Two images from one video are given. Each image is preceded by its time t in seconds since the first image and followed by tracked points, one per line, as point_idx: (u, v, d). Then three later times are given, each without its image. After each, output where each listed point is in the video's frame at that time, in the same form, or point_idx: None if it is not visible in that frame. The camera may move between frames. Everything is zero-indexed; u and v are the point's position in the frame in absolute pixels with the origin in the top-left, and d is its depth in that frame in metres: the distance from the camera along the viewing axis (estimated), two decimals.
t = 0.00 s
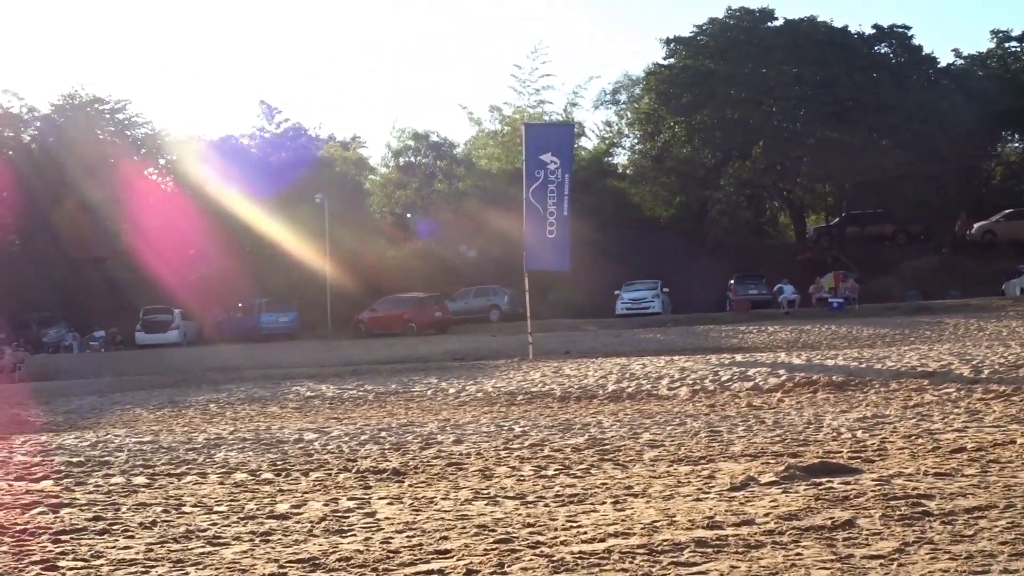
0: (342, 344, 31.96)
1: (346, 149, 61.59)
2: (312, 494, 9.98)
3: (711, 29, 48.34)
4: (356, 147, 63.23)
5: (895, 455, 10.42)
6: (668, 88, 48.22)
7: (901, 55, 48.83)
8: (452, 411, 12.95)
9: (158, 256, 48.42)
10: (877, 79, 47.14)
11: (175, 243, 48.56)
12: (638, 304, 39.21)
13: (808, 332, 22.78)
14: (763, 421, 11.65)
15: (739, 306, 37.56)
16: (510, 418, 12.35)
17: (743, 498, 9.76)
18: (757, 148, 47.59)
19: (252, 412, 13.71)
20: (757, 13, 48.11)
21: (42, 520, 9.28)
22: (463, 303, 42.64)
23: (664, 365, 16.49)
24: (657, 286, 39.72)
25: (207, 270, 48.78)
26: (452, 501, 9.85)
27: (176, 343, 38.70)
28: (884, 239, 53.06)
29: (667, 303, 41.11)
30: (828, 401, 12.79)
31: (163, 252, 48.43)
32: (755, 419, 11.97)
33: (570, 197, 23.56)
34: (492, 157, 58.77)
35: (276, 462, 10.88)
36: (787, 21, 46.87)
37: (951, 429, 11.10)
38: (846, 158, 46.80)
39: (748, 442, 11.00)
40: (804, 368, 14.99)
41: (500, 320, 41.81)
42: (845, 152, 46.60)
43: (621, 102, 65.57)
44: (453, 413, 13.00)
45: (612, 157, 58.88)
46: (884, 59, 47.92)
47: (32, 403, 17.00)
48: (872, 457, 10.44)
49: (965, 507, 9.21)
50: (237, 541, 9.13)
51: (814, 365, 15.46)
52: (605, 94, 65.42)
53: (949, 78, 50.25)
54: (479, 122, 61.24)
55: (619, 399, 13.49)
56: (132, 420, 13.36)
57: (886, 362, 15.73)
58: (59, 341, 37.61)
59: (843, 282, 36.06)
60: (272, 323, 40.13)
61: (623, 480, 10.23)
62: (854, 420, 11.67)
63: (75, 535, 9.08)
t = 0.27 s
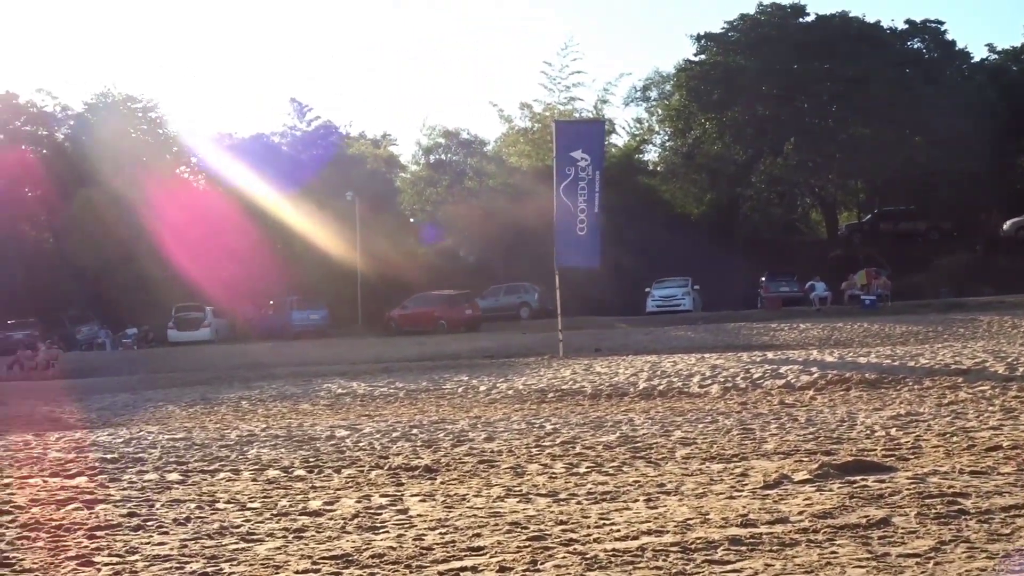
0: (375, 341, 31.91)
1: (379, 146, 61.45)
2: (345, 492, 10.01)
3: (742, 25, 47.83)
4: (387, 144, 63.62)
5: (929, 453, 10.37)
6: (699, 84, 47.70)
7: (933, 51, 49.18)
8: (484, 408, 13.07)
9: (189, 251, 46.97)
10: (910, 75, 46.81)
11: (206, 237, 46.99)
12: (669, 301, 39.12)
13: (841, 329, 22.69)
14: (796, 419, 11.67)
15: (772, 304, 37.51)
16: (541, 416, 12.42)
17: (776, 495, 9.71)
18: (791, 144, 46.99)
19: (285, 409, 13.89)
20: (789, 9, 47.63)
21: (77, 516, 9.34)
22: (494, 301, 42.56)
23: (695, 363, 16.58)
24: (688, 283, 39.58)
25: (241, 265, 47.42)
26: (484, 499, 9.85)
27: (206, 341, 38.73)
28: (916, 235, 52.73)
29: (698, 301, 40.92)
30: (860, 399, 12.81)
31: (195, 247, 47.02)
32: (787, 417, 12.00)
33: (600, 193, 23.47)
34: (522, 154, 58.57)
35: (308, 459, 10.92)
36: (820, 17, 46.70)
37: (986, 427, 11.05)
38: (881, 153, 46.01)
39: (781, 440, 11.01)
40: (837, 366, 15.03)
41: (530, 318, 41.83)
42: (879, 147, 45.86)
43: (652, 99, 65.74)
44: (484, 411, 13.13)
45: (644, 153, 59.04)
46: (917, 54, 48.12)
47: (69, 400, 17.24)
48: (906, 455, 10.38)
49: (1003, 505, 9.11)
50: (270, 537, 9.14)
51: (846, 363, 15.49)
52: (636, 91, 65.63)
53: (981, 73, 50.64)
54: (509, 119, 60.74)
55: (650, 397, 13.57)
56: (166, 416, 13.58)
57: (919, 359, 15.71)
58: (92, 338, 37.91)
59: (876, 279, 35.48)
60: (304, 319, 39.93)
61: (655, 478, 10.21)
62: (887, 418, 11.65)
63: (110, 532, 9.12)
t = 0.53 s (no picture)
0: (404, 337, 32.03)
1: (408, 142, 61.24)
2: (376, 487, 10.02)
3: (773, 20, 47.27)
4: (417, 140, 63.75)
5: (964, 451, 10.30)
6: (729, 79, 47.52)
7: (967, 46, 48.58)
8: (515, 405, 13.17)
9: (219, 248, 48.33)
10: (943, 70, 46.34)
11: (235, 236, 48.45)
12: (699, 298, 39.03)
13: (872, 326, 22.59)
14: (828, 416, 11.66)
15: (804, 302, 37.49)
16: (572, 412, 12.45)
17: (809, 493, 9.65)
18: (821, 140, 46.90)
19: (317, 405, 14.04)
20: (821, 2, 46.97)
21: (110, 510, 9.38)
22: (523, 297, 42.65)
23: (725, 359, 16.65)
24: (718, 279, 39.54)
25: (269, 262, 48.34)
26: (516, 495, 9.83)
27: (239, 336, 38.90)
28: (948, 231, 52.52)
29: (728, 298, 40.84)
30: (892, 396, 12.81)
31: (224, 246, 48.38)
32: (819, 414, 12.00)
33: (631, 190, 23.40)
34: (553, 150, 58.69)
35: (340, 454, 10.96)
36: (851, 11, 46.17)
37: (1022, 424, 10.97)
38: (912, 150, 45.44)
39: (813, 437, 11.00)
40: (868, 362, 15.05)
41: (559, 314, 41.71)
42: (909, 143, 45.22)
43: (683, 94, 65.73)
44: (513, 407, 13.22)
45: (674, 149, 59.06)
46: (950, 49, 47.42)
47: (102, 395, 17.39)
48: (939, 453, 10.32)
49: None
50: (301, 532, 9.13)
51: (878, 359, 15.51)
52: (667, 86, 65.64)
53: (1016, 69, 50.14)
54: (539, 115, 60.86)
55: (681, 394, 13.63)
56: (198, 411, 13.72)
57: (951, 355, 15.69)
58: (125, 333, 38.16)
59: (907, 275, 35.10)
60: (334, 316, 40.33)
61: (687, 474, 10.18)
62: (920, 415, 11.60)
63: (143, 526, 9.13)
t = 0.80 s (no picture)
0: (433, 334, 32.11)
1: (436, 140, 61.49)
2: (408, 484, 10.02)
3: (805, 15, 47.40)
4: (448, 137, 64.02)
5: (999, 448, 10.21)
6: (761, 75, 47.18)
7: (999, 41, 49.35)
8: (546, 401, 13.23)
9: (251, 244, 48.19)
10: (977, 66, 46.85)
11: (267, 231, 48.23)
12: (730, 294, 39.05)
13: (905, 322, 22.49)
14: (862, 413, 11.62)
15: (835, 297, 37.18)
16: (604, 409, 12.48)
17: (843, 491, 9.58)
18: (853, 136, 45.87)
19: (348, 402, 14.16)
20: None
21: (144, 507, 9.41)
22: (553, 294, 42.58)
23: (758, 356, 16.71)
24: (749, 276, 39.51)
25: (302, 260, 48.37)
26: (549, 492, 9.82)
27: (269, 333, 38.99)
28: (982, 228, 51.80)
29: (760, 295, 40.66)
30: (927, 392, 12.76)
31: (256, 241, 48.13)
32: (853, 411, 11.98)
33: (662, 187, 23.31)
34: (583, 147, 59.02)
35: (372, 450, 10.97)
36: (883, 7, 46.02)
37: None
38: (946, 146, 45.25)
39: (847, 434, 10.96)
40: (902, 359, 15.01)
41: (590, 310, 41.54)
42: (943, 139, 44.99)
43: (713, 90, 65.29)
44: (543, 404, 13.29)
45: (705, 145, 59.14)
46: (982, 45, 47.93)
47: (135, 392, 17.54)
48: (976, 450, 10.24)
49: None
50: (334, 529, 9.14)
51: (911, 356, 15.46)
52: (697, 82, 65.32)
53: None
54: (568, 111, 60.49)
55: (713, 389, 13.76)
56: (230, 408, 13.87)
57: (985, 352, 15.62)
58: (157, 330, 38.60)
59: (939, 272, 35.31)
60: (364, 314, 40.47)
61: (719, 472, 10.15)
62: (955, 412, 11.53)
63: (177, 523, 9.16)
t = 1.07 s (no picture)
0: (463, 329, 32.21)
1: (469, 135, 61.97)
2: (443, 480, 10.03)
3: (837, 8, 47.77)
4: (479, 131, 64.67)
5: None
6: (792, 68, 47.76)
7: None
8: (579, 398, 13.32)
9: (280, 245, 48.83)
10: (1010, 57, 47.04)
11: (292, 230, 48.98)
12: (763, 289, 38.98)
13: (939, 317, 22.42)
14: (898, 409, 11.58)
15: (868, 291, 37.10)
16: (637, 405, 12.53)
17: (880, 486, 9.52)
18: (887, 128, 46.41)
19: (382, 397, 14.32)
20: None
21: (182, 502, 9.46)
22: (586, 289, 42.46)
23: (792, 351, 16.81)
24: (782, 270, 39.42)
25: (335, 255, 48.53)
26: (584, 488, 9.80)
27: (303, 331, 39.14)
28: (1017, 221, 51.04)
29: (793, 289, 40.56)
30: (963, 387, 12.72)
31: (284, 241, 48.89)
32: (889, 406, 11.96)
33: (694, 181, 23.25)
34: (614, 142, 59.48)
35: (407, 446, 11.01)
36: None
37: None
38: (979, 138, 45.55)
39: (883, 429, 10.91)
40: (937, 353, 14.98)
41: (622, 306, 41.50)
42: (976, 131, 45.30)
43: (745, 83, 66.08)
44: (576, 399, 13.35)
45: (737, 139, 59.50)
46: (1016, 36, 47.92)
47: (168, 389, 17.75)
48: (1014, 445, 10.16)
49: None
50: (371, 525, 9.15)
51: (947, 351, 15.43)
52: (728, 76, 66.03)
53: None
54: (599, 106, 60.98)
55: (747, 384, 13.87)
56: (264, 404, 14.06)
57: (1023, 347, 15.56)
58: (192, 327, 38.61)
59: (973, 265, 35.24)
60: (397, 310, 40.49)
61: (755, 467, 10.12)
62: (992, 406, 11.47)
63: (215, 519, 9.19)
